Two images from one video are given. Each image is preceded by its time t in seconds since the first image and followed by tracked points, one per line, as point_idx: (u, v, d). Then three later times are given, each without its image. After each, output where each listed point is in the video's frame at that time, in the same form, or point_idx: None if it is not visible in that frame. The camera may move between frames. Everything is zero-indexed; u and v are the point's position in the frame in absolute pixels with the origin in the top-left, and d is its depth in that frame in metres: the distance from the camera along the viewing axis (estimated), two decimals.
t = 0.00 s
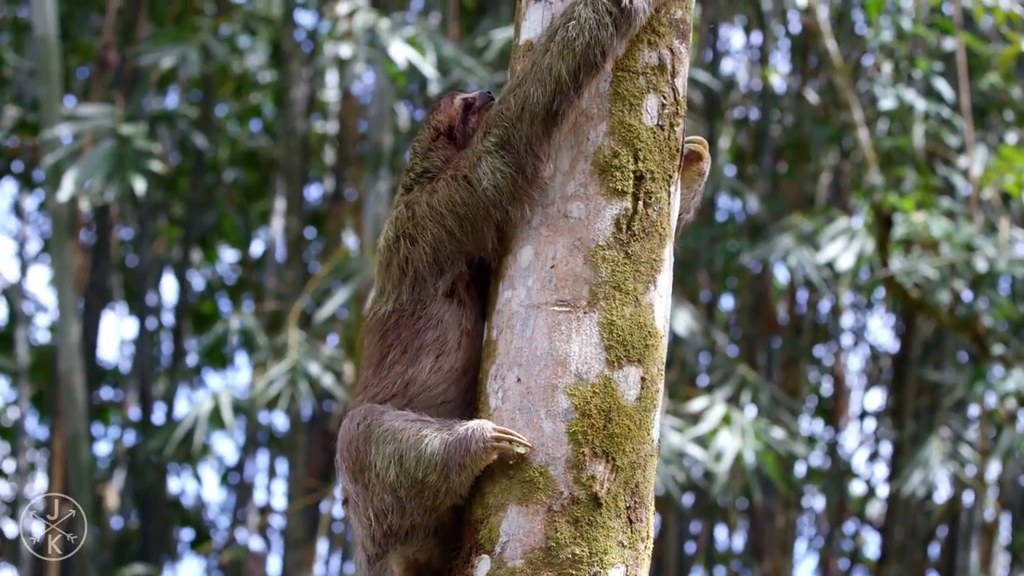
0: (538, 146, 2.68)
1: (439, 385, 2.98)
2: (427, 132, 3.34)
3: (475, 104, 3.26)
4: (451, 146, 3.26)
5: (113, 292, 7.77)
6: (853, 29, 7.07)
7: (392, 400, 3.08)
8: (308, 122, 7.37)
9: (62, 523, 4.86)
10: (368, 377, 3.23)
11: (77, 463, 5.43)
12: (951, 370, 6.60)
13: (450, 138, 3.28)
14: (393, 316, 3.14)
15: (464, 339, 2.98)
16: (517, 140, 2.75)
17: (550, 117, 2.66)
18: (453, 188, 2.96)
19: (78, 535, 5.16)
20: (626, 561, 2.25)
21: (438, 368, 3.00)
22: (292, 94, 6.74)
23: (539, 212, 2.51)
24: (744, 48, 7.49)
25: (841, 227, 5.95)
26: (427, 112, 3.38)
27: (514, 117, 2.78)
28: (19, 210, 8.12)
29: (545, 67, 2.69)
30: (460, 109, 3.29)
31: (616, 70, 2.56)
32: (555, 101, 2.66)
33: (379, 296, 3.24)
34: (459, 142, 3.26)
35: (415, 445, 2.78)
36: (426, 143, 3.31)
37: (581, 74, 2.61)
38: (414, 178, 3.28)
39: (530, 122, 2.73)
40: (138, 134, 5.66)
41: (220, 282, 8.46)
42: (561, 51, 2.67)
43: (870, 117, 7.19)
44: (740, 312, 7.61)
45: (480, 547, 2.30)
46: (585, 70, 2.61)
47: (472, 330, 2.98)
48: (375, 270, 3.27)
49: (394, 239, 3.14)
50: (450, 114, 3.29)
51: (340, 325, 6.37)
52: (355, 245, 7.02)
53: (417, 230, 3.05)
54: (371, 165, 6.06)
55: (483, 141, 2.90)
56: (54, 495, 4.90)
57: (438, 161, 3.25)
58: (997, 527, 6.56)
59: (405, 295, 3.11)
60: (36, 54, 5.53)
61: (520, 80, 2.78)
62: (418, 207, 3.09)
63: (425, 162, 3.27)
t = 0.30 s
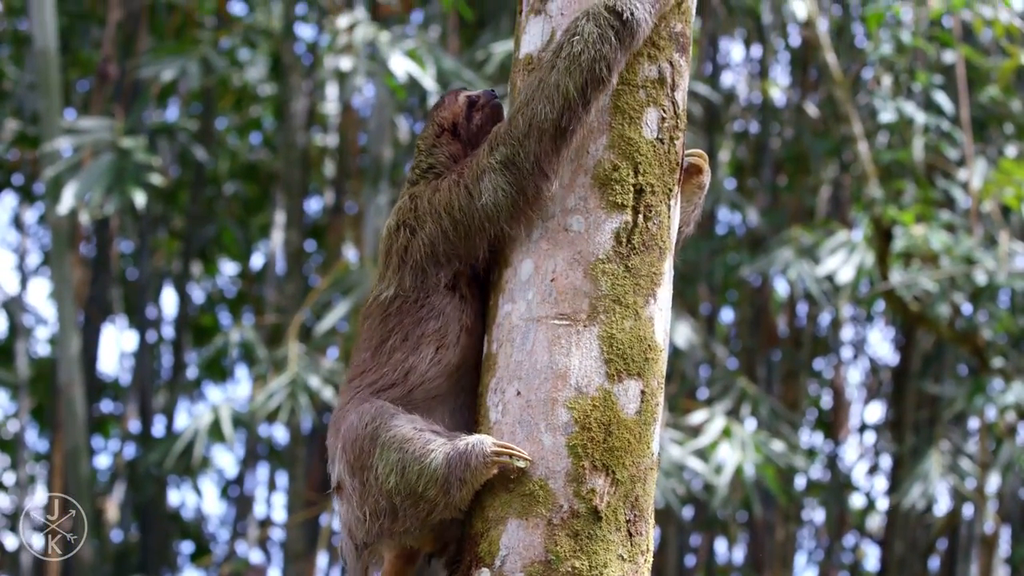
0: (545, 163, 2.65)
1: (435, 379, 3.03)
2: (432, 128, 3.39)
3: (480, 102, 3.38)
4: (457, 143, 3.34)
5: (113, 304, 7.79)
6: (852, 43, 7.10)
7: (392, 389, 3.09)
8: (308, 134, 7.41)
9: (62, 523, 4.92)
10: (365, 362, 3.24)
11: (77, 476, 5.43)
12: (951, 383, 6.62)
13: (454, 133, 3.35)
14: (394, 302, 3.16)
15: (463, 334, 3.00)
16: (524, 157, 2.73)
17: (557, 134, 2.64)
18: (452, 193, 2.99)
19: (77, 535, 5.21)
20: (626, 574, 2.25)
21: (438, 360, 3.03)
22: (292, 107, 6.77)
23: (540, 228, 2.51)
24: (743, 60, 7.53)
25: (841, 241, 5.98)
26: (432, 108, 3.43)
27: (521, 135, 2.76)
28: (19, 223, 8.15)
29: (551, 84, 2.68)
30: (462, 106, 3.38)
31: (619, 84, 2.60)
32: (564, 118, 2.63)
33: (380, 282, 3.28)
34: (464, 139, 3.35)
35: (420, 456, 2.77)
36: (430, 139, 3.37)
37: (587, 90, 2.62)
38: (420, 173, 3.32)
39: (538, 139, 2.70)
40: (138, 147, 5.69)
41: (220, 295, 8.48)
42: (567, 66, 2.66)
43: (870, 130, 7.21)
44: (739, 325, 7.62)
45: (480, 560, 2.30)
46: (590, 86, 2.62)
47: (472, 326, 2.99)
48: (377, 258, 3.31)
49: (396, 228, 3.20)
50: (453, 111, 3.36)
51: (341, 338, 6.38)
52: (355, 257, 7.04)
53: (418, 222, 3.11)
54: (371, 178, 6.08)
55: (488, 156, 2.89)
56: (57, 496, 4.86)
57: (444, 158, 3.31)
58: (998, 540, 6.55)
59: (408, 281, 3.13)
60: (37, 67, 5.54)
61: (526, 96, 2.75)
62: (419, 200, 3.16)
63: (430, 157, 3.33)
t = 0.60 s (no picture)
0: (544, 178, 2.66)
1: (432, 368, 3.13)
2: (450, 124, 3.38)
3: (500, 106, 3.39)
4: (473, 139, 3.34)
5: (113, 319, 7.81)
6: (852, 58, 7.15)
7: (388, 375, 3.17)
8: (308, 149, 7.46)
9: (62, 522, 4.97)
10: (362, 345, 3.29)
11: (77, 490, 5.44)
12: (949, 398, 6.64)
13: (472, 131, 3.35)
14: (394, 288, 3.23)
15: (461, 328, 3.08)
16: (521, 171, 2.75)
17: (557, 150, 2.66)
18: (452, 192, 3.07)
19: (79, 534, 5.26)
20: None
21: (436, 348, 3.11)
22: (292, 122, 6.81)
23: (538, 243, 2.53)
24: (743, 76, 7.58)
25: (839, 256, 6.01)
26: (449, 105, 3.43)
27: (520, 148, 2.78)
28: (19, 238, 8.18)
29: (551, 99, 2.70)
30: (481, 108, 3.39)
31: (618, 101, 2.63)
32: (563, 133, 2.66)
33: (381, 266, 3.35)
34: (481, 137, 3.34)
35: (423, 472, 2.78)
36: (447, 134, 3.36)
37: (586, 106, 2.65)
38: (433, 167, 3.35)
39: (537, 153, 2.71)
40: (139, 162, 5.73)
41: (219, 309, 8.50)
42: (567, 83, 2.68)
43: (869, 146, 7.26)
44: (739, 340, 7.65)
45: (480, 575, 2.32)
46: (589, 102, 2.65)
47: (470, 320, 3.08)
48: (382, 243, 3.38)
49: (401, 215, 3.28)
50: (472, 111, 3.37)
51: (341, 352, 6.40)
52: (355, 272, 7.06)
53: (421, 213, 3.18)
54: (371, 193, 6.11)
55: (488, 167, 2.93)
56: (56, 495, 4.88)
57: (460, 153, 3.30)
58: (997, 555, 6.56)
59: (408, 268, 3.21)
60: (37, 82, 5.56)
61: (526, 112, 2.78)
62: (425, 193, 3.22)
63: (444, 149, 3.34)
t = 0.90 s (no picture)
0: (541, 193, 2.66)
1: (431, 359, 3.14)
2: (457, 127, 3.46)
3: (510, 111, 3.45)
4: (483, 141, 3.40)
5: (113, 333, 7.82)
6: (852, 73, 7.19)
7: (387, 365, 3.17)
8: (308, 164, 7.49)
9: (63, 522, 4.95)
10: (361, 334, 3.31)
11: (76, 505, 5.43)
12: (949, 413, 6.65)
13: (481, 132, 3.42)
14: (394, 279, 3.27)
15: (461, 323, 3.10)
16: (518, 184, 2.77)
17: (556, 165, 2.67)
18: (454, 194, 3.11)
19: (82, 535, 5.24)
20: None
21: (436, 339, 3.13)
22: (292, 136, 6.84)
23: (538, 259, 2.55)
24: (742, 91, 7.62)
25: (839, 270, 6.03)
26: (460, 109, 3.52)
27: (519, 162, 2.80)
28: (19, 253, 8.20)
29: (551, 114, 2.72)
30: (490, 111, 3.47)
31: (618, 116, 2.65)
32: (563, 148, 2.67)
33: (383, 259, 3.39)
34: (490, 136, 3.41)
35: (423, 487, 2.79)
36: (456, 136, 3.43)
37: (586, 122, 2.66)
38: (441, 164, 3.39)
39: (536, 167, 2.73)
40: (139, 176, 5.75)
41: (219, 324, 8.52)
42: (567, 98, 2.70)
43: (869, 160, 7.29)
44: (739, 355, 7.66)
45: None
46: (590, 118, 2.66)
47: (471, 317, 3.10)
48: (386, 236, 3.44)
49: (406, 210, 3.34)
50: (482, 113, 3.45)
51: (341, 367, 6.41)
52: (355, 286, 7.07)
53: (424, 209, 3.23)
54: (371, 208, 6.14)
55: (488, 177, 2.95)
56: (57, 496, 4.85)
57: (469, 151, 3.36)
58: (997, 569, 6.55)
59: (407, 261, 3.25)
60: (37, 97, 5.59)
61: (526, 127, 2.80)
62: (431, 190, 3.27)
63: (453, 148, 3.40)
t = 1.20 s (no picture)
0: (540, 206, 2.68)
1: (429, 353, 3.16)
2: (449, 130, 3.51)
3: (492, 103, 3.47)
4: (470, 141, 3.44)
5: (113, 347, 7.84)
6: (852, 87, 7.22)
7: (385, 361, 3.21)
8: (308, 178, 7.52)
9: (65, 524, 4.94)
10: (361, 329, 3.34)
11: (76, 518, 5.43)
12: (949, 426, 6.66)
13: (467, 134, 3.45)
14: (394, 276, 3.31)
15: (461, 319, 3.11)
16: (517, 196, 2.78)
17: (557, 178, 2.69)
18: (454, 198, 3.14)
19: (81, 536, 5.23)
20: None
21: (434, 333, 3.14)
22: (292, 150, 6.87)
23: (539, 272, 2.57)
24: (742, 104, 7.65)
25: (839, 284, 6.05)
26: (448, 113, 3.56)
27: (519, 174, 2.82)
28: (19, 266, 8.22)
29: (551, 128, 2.74)
30: (475, 109, 3.49)
31: (618, 130, 2.67)
32: (563, 161, 2.69)
33: (384, 257, 3.42)
34: (477, 138, 3.44)
35: (423, 499, 2.80)
36: (445, 141, 3.48)
37: (587, 136, 2.68)
38: (437, 165, 3.44)
39: (536, 180, 2.75)
40: (139, 190, 5.77)
41: (219, 337, 8.53)
42: (567, 112, 2.72)
43: (869, 174, 7.32)
44: (739, 368, 7.66)
45: None
46: (590, 132, 2.68)
47: (471, 313, 3.12)
48: (386, 235, 3.47)
49: (407, 209, 3.38)
50: (467, 114, 3.48)
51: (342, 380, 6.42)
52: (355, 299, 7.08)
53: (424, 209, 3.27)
54: (371, 221, 6.16)
55: (487, 187, 2.97)
56: (59, 497, 4.84)
57: (458, 153, 3.40)
58: None
59: (406, 259, 3.30)
60: (37, 110, 5.60)
61: (526, 140, 2.82)
62: (431, 191, 3.30)
63: (447, 147, 3.45)
